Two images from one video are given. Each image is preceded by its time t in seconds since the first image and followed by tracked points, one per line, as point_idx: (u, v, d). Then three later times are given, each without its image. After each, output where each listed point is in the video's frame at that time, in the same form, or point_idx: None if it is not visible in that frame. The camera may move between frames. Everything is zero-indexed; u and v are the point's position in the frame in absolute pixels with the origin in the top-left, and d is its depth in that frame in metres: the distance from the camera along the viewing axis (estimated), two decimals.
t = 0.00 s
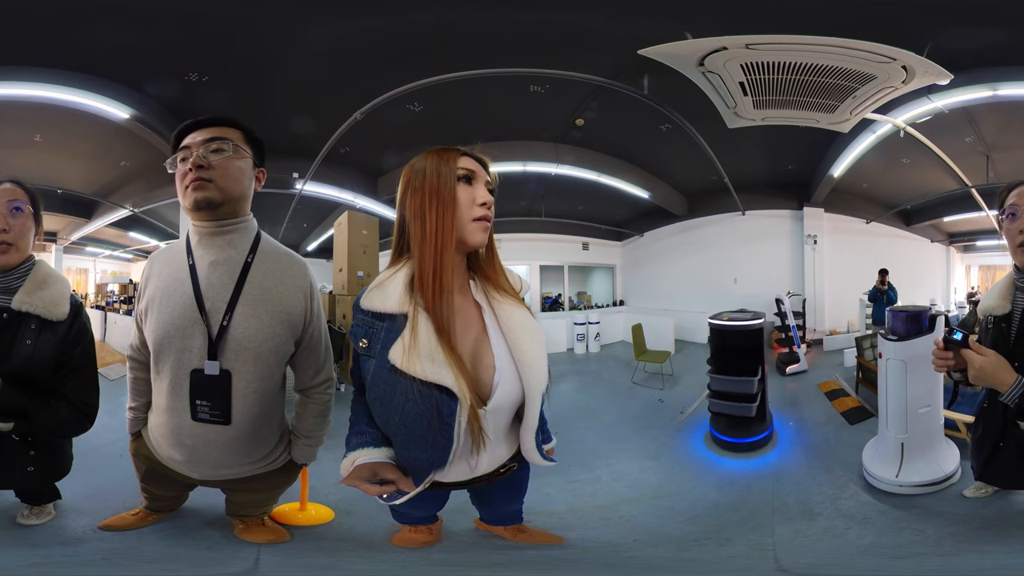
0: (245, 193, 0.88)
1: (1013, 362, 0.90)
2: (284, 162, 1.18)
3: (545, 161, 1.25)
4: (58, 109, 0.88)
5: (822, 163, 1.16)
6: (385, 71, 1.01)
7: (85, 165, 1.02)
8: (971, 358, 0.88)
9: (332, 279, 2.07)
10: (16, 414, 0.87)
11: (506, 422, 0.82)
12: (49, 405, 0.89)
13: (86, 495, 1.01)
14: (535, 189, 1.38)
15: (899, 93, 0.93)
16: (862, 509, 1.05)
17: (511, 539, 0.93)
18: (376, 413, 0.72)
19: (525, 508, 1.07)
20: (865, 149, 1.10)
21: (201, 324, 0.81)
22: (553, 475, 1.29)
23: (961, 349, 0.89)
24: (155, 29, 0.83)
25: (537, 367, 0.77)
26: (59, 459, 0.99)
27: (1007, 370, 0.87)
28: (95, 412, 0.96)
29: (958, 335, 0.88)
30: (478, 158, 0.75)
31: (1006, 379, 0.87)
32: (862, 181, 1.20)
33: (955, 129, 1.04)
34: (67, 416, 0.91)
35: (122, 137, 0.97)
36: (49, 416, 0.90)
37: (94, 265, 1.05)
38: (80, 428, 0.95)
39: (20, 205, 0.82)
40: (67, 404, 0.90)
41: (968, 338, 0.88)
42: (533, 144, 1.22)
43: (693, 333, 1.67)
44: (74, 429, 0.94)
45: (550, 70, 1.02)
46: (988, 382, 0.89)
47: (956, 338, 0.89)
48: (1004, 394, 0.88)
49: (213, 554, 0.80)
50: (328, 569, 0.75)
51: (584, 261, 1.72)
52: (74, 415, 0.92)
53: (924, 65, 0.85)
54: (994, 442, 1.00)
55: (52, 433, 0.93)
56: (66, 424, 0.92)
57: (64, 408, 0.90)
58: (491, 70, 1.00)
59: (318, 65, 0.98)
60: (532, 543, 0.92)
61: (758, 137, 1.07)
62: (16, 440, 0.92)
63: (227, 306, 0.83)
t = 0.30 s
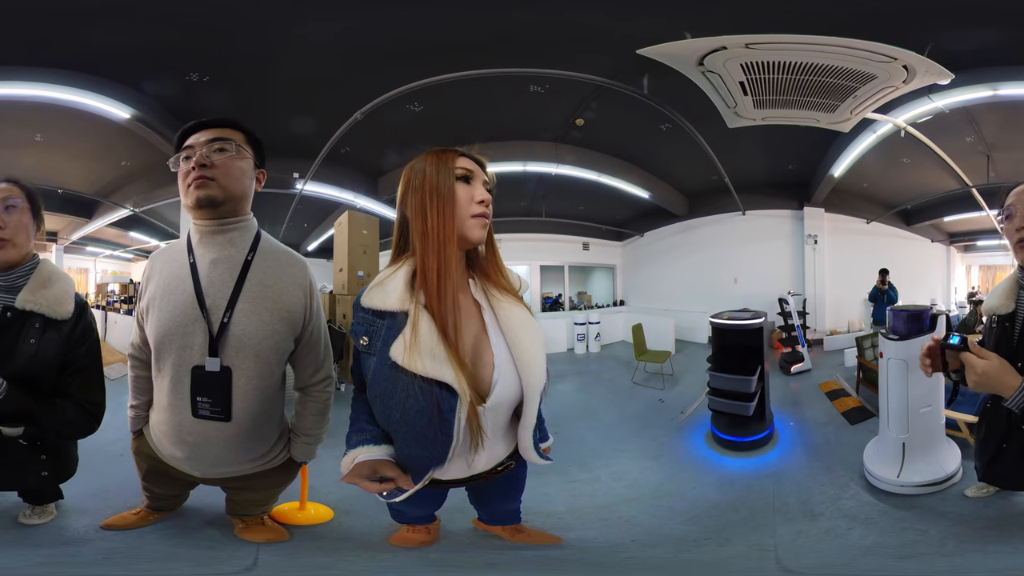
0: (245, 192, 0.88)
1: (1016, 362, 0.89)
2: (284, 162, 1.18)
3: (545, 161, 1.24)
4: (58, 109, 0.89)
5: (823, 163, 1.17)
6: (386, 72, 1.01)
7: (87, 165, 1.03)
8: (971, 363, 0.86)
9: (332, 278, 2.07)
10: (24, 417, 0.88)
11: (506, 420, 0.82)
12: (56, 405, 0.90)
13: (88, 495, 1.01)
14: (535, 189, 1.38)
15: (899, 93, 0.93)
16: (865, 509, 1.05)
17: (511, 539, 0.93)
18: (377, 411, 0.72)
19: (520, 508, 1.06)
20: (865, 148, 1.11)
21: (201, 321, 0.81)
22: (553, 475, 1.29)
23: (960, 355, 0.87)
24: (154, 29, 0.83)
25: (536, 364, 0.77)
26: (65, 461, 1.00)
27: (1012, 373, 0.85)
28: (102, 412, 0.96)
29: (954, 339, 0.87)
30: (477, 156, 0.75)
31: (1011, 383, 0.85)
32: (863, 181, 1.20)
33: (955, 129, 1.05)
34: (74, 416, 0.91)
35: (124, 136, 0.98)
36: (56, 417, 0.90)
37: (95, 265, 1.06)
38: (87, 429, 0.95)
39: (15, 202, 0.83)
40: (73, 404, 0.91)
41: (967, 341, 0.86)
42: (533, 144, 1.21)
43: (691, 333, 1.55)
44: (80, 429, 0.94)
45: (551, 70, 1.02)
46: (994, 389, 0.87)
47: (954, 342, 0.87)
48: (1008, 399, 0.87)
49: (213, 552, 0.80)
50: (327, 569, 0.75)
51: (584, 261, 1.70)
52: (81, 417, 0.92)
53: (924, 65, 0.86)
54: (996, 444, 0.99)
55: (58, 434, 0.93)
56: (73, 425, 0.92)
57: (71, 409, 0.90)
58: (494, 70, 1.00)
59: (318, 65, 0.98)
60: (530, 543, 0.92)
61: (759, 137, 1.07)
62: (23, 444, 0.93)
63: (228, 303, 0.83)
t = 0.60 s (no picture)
0: (245, 193, 0.88)
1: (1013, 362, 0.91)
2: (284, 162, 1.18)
3: (546, 162, 1.23)
4: (59, 110, 0.89)
5: (824, 163, 1.17)
6: (387, 72, 1.01)
7: (86, 166, 1.03)
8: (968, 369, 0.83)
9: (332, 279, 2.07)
10: (24, 420, 0.89)
11: (506, 422, 0.82)
12: (55, 407, 0.91)
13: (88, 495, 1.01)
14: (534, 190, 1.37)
15: (900, 94, 0.94)
16: (868, 509, 1.05)
17: (511, 540, 0.93)
18: (377, 412, 0.72)
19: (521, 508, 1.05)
20: (865, 150, 1.11)
21: (199, 323, 0.81)
22: (554, 476, 1.29)
23: (954, 359, 0.84)
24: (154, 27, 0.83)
25: (536, 367, 0.77)
26: (67, 464, 1.00)
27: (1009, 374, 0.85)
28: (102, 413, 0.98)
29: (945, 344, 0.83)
30: (479, 160, 0.75)
31: (1005, 383, 0.84)
32: (863, 181, 1.20)
33: (957, 129, 1.04)
34: (73, 418, 0.93)
35: (123, 136, 0.97)
36: (57, 420, 0.91)
37: (95, 265, 1.04)
38: (87, 431, 0.97)
39: None
40: (72, 407, 0.92)
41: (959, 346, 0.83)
42: (535, 144, 1.20)
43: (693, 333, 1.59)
44: (81, 431, 0.96)
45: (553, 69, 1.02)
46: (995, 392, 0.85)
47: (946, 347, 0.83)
48: (1006, 400, 0.86)
49: (212, 553, 0.80)
50: (326, 569, 0.74)
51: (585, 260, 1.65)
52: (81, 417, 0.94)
53: (925, 66, 0.87)
54: (996, 443, 1.01)
55: (59, 437, 0.95)
56: (73, 426, 0.94)
57: (70, 410, 0.92)
58: (495, 69, 1.00)
59: (318, 65, 0.98)
60: (531, 544, 0.92)
61: (760, 137, 1.07)
62: (19, 447, 0.91)
63: (225, 305, 0.83)
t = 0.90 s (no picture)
0: (246, 192, 0.88)
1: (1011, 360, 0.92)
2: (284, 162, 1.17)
3: (545, 162, 1.23)
4: (59, 110, 0.89)
5: (824, 162, 1.17)
6: (387, 72, 1.01)
7: (87, 166, 1.03)
8: (969, 372, 0.84)
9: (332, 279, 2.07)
10: (19, 415, 0.89)
11: (504, 423, 0.82)
12: (53, 405, 0.91)
13: (89, 495, 1.01)
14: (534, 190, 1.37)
15: (901, 94, 0.94)
16: (867, 509, 1.05)
17: (509, 540, 0.93)
18: (375, 411, 0.72)
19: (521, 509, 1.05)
20: (865, 150, 1.11)
21: (198, 323, 0.81)
22: (553, 476, 1.29)
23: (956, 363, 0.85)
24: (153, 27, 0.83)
25: (535, 367, 0.77)
26: (66, 462, 1.00)
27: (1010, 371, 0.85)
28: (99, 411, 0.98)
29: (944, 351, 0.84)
30: (480, 159, 0.75)
31: (1009, 381, 0.84)
32: (863, 181, 1.20)
33: (957, 129, 1.04)
34: (71, 416, 0.93)
35: (123, 136, 0.97)
36: (54, 417, 0.92)
37: (95, 265, 1.03)
38: (83, 428, 0.97)
39: None
40: (69, 404, 0.92)
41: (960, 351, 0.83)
42: (535, 145, 1.20)
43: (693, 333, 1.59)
44: (78, 428, 0.96)
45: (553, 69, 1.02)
46: (997, 390, 0.86)
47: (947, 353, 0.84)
48: (1005, 397, 0.87)
49: (212, 553, 0.80)
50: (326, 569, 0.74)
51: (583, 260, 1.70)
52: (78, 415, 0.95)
53: (926, 66, 0.87)
54: (997, 441, 1.01)
55: (55, 434, 0.95)
56: (70, 424, 0.94)
57: (67, 408, 0.92)
58: (495, 69, 1.00)
59: (318, 65, 0.98)
60: (529, 544, 0.92)
61: (760, 136, 1.07)
62: (18, 442, 0.92)
63: (225, 304, 0.83)
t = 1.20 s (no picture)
0: (245, 191, 0.88)
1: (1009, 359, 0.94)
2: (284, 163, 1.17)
3: (546, 162, 1.23)
4: (58, 111, 0.88)
5: (824, 162, 1.16)
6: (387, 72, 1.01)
7: (87, 166, 1.02)
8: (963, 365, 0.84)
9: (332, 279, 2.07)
10: (14, 413, 0.89)
11: (505, 422, 0.82)
12: (47, 404, 0.91)
13: (88, 495, 1.01)
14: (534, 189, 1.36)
15: (900, 94, 0.94)
16: (868, 509, 1.05)
17: (509, 540, 0.93)
18: (377, 412, 0.72)
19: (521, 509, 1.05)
20: (865, 150, 1.10)
21: (198, 323, 0.81)
22: (554, 476, 1.29)
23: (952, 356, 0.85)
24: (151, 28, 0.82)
25: (536, 367, 0.77)
26: (61, 463, 0.99)
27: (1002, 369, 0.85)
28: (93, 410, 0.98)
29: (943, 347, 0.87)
30: (481, 159, 0.74)
31: (1003, 377, 0.84)
32: (863, 181, 1.20)
33: (957, 129, 1.05)
34: (65, 415, 0.93)
35: (123, 137, 0.97)
36: (48, 416, 0.92)
37: (95, 265, 1.02)
38: (77, 428, 0.97)
39: None
40: (64, 403, 0.92)
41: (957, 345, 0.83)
42: (535, 145, 1.20)
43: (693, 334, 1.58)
44: (71, 428, 0.96)
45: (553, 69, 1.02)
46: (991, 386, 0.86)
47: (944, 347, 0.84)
48: (1001, 393, 0.87)
49: (213, 553, 0.80)
50: (326, 570, 0.74)
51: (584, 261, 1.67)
52: (72, 413, 0.95)
53: (926, 66, 0.88)
54: (994, 438, 1.00)
55: (48, 432, 0.95)
56: (64, 423, 0.94)
57: (61, 407, 0.92)
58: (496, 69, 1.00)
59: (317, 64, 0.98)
60: (529, 544, 0.92)
61: (760, 137, 1.07)
62: (12, 440, 0.92)
63: (224, 304, 0.82)
